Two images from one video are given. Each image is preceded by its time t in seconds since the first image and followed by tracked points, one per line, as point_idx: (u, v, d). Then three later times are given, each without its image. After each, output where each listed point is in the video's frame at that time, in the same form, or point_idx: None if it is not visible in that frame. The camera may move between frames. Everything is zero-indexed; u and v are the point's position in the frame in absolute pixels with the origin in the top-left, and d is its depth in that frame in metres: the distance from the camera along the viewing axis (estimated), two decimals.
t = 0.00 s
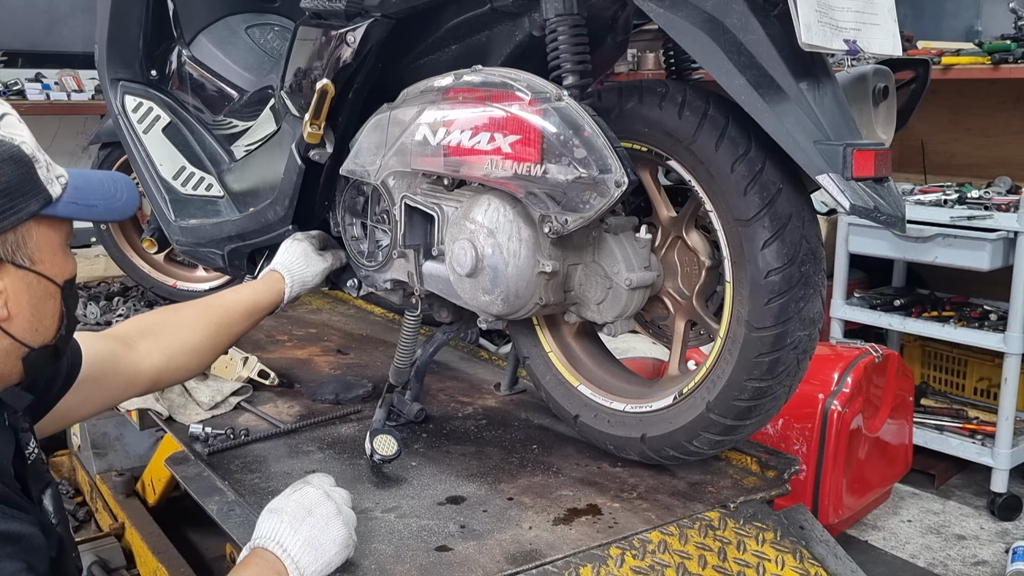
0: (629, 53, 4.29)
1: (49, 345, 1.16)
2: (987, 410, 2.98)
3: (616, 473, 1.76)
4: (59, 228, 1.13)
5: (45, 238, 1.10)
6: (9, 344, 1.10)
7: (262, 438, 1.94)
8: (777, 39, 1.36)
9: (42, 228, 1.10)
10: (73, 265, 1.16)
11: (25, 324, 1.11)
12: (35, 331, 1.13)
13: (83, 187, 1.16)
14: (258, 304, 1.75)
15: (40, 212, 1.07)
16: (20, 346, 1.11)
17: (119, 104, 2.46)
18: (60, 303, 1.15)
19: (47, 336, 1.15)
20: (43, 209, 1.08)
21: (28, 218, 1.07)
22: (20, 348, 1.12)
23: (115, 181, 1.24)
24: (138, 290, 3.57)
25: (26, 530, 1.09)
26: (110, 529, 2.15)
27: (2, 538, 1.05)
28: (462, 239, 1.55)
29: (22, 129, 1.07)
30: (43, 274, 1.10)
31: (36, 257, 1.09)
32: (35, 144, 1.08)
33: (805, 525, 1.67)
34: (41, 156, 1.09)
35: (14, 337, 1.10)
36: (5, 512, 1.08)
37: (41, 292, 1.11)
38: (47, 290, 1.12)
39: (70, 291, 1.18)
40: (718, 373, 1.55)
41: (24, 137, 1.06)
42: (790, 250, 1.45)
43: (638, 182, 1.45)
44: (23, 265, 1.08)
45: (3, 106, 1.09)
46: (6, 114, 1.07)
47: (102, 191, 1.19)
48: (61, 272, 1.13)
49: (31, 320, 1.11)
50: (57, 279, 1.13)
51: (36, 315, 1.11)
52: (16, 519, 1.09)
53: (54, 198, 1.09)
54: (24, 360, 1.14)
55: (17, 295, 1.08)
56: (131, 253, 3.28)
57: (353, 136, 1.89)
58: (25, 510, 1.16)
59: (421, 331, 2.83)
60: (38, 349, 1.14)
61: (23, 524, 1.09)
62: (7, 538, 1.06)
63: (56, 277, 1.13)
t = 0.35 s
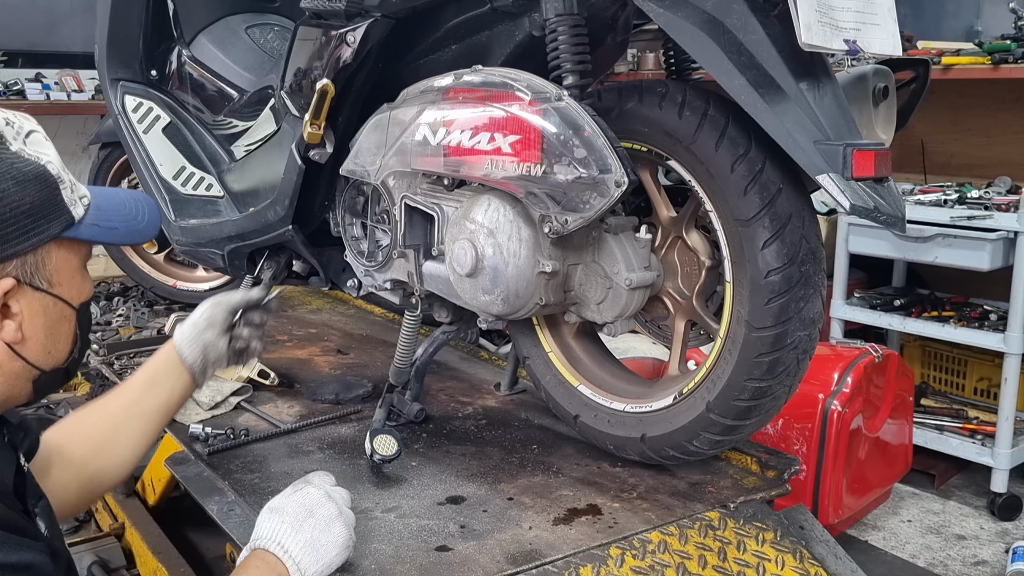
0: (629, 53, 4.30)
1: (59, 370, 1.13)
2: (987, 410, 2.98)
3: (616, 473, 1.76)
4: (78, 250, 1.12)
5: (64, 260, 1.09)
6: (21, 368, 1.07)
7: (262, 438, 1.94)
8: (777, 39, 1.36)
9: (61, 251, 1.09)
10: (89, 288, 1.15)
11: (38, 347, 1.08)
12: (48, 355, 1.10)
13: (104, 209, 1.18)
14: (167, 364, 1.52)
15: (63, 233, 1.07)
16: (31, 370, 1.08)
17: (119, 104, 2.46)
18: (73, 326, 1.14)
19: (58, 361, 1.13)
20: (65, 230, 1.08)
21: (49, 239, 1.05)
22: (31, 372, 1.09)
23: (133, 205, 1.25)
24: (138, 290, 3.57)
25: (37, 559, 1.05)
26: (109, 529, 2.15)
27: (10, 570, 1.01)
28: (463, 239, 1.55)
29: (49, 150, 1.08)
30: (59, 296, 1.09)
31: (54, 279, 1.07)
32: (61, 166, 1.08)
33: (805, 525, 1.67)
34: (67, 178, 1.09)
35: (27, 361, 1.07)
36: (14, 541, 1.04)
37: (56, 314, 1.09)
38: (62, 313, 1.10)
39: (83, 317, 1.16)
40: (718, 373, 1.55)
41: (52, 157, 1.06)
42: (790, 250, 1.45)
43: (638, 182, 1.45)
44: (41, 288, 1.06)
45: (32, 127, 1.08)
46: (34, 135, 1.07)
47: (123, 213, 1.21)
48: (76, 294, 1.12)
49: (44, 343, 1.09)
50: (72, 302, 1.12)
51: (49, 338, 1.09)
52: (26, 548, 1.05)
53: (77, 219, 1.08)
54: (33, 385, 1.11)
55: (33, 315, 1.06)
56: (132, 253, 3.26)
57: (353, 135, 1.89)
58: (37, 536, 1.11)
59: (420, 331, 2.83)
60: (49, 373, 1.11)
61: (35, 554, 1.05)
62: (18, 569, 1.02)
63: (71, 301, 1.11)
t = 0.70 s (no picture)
0: (629, 53, 4.30)
1: (32, 385, 1.16)
2: (987, 410, 2.98)
3: (616, 473, 1.76)
4: (75, 266, 1.17)
5: (57, 270, 1.13)
6: None
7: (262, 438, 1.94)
8: (777, 39, 1.36)
9: (58, 260, 1.13)
10: (79, 311, 1.19)
11: (10, 352, 1.12)
12: (19, 363, 1.14)
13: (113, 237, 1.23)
14: (188, 446, 1.56)
15: (60, 242, 1.12)
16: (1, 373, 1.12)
17: (120, 104, 2.46)
18: (54, 340, 1.17)
19: (32, 374, 1.16)
20: (64, 240, 1.13)
21: (45, 244, 1.11)
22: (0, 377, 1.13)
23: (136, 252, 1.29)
24: (138, 290, 3.57)
25: (33, 562, 1.05)
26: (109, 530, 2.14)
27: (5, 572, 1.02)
28: (463, 239, 1.55)
29: (70, 166, 1.16)
30: (44, 304, 1.13)
31: (40, 284, 1.11)
32: (78, 183, 1.16)
33: (805, 525, 1.67)
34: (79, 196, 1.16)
35: None
36: (9, 544, 1.04)
37: (35, 322, 1.12)
38: (42, 322, 1.13)
39: (74, 336, 1.19)
40: (718, 373, 1.55)
41: (67, 170, 1.14)
42: (791, 250, 1.45)
43: (638, 182, 1.45)
44: (24, 288, 1.10)
45: (61, 145, 1.19)
46: (59, 151, 1.17)
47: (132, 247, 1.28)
48: (65, 309, 1.16)
49: (18, 350, 1.13)
50: (56, 315, 1.15)
51: (23, 346, 1.13)
52: (23, 551, 1.05)
53: (77, 233, 1.14)
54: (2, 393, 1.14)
55: (9, 315, 1.10)
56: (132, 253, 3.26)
57: (353, 135, 1.89)
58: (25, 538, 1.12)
59: (421, 331, 2.83)
60: (18, 383, 1.14)
61: (31, 557, 1.05)
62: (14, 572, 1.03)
63: (57, 314, 1.15)
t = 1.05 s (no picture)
0: (629, 53, 4.29)
1: (22, 361, 1.19)
2: (987, 410, 2.98)
3: (616, 473, 1.76)
4: (46, 239, 1.20)
5: (25, 244, 1.16)
6: None
7: (262, 437, 1.94)
8: (777, 39, 1.36)
9: (25, 234, 1.16)
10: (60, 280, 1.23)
11: None
12: (5, 341, 1.17)
13: (78, 204, 1.23)
14: (182, 505, 1.57)
15: (25, 216, 1.15)
16: None
17: (120, 104, 2.47)
18: (37, 316, 1.21)
19: (21, 350, 1.19)
20: (29, 213, 1.15)
21: (10, 220, 1.14)
22: None
23: (114, 207, 1.31)
24: (138, 290, 3.56)
25: (28, 549, 1.10)
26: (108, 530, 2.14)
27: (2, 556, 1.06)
28: (463, 239, 1.55)
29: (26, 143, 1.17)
30: (18, 279, 1.17)
31: (12, 260, 1.15)
32: (35, 157, 1.17)
33: (805, 525, 1.67)
34: (38, 168, 1.18)
35: None
36: (4, 531, 1.09)
37: (13, 297, 1.16)
38: (20, 298, 1.17)
39: (55, 308, 1.23)
40: (718, 373, 1.55)
41: (22, 146, 1.15)
42: (791, 250, 1.45)
43: (638, 182, 1.45)
44: None
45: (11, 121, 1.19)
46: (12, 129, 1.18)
47: (99, 208, 1.27)
48: (40, 282, 1.19)
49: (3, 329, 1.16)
50: (33, 289, 1.19)
51: (7, 323, 1.17)
52: (20, 538, 1.10)
53: (41, 204, 1.16)
54: None
55: None
56: (131, 253, 3.26)
57: (353, 135, 1.89)
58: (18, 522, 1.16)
59: (421, 331, 2.83)
60: (8, 360, 1.18)
61: (26, 544, 1.10)
62: (8, 557, 1.07)
63: (33, 288, 1.19)
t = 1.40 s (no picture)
0: (630, 53, 4.29)
1: (16, 346, 1.17)
2: (988, 410, 2.98)
3: (616, 473, 1.76)
4: (26, 221, 1.18)
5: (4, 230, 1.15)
6: None
7: (262, 437, 1.94)
8: (777, 39, 1.36)
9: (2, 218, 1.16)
10: (46, 262, 1.20)
11: None
12: None
13: (54, 181, 1.23)
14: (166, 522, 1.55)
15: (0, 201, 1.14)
16: None
17: (120, 104, 2.46)
18: (29, 301, 1.18)
19: (14, 336, 1.17)
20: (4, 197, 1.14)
21: None
22: None
23: (92, 181, 1.30)
24: (138, 290, 3.56)
25: (32, 543, 1.16)
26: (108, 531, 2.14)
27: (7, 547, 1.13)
28: (463, 239, 1.55)
29: None
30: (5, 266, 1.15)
31: None
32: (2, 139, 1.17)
33: (805, 525, 1.67)
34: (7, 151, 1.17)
35: None
36: (11, 524, 1.16)
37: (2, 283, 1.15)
38: (8, 284, 1.15)
39: (48, 291, 1.20)
40: (719, 373, 1.55)
41: None
42: (791, 250, 1.45)
43: (638, 182, 1.45)
44: None
45: None
46: None
47: (75, 187, 1.27)
48: (26, 266, 1.17)
49: None
50: (19, 274, 1.16)
51: None
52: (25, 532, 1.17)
53: (15, 187, 1.15)
54: None
55: None
56: (131, 253, 3.26)
57: (353, 135, 1.89)
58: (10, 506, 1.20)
59: (421, 331, 2.83)
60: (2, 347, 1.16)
61: (31, 537, 1.16)
62: (13, 548, 1.14)
63: (20, 273, 1.16)
